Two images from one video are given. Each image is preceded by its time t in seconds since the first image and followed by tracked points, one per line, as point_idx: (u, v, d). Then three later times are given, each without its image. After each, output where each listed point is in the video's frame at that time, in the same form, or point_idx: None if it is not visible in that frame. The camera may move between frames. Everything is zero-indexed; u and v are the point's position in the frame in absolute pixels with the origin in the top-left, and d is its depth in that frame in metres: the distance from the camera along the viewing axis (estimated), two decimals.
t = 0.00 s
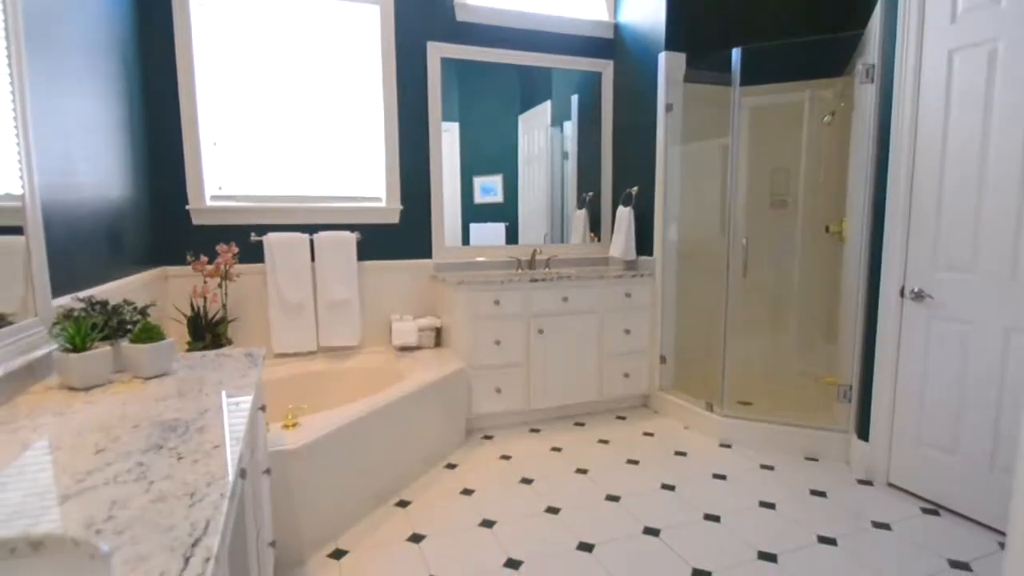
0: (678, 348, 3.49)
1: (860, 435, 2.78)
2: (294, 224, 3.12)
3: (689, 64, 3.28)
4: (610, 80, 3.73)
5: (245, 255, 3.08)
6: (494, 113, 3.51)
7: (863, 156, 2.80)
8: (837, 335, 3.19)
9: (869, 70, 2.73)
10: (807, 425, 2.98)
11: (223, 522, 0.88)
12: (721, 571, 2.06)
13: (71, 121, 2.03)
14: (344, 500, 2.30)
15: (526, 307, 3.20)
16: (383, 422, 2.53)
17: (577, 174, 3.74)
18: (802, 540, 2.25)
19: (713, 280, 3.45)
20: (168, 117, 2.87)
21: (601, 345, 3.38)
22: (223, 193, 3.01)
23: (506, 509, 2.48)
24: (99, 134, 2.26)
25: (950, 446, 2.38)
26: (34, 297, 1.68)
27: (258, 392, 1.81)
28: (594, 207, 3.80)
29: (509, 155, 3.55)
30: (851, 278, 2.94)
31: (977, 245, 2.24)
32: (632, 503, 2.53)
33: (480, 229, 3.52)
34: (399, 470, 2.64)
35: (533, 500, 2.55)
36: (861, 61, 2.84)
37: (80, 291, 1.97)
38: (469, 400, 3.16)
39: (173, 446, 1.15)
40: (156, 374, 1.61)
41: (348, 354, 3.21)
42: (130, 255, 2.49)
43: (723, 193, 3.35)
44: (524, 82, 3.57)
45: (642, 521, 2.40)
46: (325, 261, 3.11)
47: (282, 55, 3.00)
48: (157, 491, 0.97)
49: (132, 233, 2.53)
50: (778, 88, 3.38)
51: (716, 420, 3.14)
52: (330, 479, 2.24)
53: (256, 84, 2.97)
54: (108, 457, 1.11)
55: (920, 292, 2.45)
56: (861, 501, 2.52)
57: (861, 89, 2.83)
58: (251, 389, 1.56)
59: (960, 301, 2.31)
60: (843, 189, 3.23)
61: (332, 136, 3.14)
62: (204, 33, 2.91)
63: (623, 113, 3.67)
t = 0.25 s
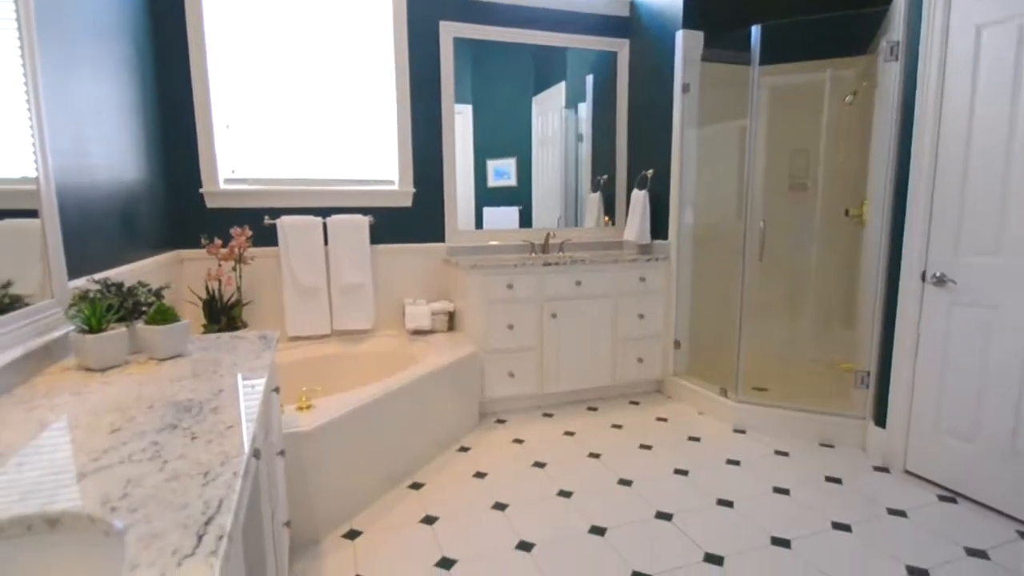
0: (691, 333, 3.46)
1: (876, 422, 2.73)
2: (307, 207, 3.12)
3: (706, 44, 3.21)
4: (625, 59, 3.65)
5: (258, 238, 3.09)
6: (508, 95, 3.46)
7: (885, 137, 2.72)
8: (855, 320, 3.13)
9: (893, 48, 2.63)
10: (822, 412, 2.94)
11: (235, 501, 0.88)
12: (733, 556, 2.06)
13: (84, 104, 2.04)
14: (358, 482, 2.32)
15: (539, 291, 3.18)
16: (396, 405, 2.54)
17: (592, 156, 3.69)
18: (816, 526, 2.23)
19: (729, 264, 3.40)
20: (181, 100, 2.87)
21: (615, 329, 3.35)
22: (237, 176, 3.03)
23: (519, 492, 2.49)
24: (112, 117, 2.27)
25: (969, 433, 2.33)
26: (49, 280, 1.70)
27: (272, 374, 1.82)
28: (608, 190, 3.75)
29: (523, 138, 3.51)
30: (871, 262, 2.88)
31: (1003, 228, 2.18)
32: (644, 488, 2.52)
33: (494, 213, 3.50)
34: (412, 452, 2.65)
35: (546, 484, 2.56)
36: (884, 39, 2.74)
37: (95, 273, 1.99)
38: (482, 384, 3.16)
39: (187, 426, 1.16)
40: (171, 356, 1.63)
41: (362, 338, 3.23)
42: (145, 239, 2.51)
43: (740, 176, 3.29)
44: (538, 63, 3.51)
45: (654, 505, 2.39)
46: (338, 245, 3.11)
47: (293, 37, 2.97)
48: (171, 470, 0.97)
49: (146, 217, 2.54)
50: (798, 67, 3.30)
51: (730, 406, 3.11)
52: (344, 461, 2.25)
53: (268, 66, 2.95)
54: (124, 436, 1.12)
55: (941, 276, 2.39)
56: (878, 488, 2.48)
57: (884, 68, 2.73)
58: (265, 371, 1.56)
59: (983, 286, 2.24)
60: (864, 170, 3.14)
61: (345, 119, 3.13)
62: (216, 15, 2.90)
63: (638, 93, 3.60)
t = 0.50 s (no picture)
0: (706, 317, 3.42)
1: (894, 406, 2.70)
2: (321, 189, 3.12)
3: (726, 20, 3.12)
4: (642, 37, 3.58)
5: (272, 220, 3.11)
6: (522, 75, 3.41)
7: (909, 116, 2.64)
8: (874, 304, 3.07)
9: (917, 24, 2.52)
10: (838, 396, 2.91)
11: (252, 477, 0.89)
12: (745, 539, 2.06)
13: (99, 85, 2.04)
14: (372, 462, 2.35)
15: (552, 274, 3.16)
16: (410, 386, 2.56)
17: (607, 137, 3.63)
18: (829, 510, 2.22)
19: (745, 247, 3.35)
20: (195, 82, 2.87)
21: (629, 313, 3.33)
22: (251, 157, 3.00)
23: (532, 474, 2.51)
24: (127, 98, 2.27)
25: (989, 419, 2.29)
26: (67, 260, 1.73)
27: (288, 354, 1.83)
28: (623, 172, 3.70)
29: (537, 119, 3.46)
30: (891, 246, 2.81)
31: None
32: (657, 470, 2.52)
33: (508, 195, 3.47)
34: (426, 433, 2.67)
35: (558, 465, 2.57)
36: (908, 15, 2.63)
37: (112, 254, 2.01)
38: (495, 366, 3.16)
39: (205, 404, 1.17)
40: (188, 335, 1.65)
41: (376, 320, 3.24)
42: (160, 220, 2.53)
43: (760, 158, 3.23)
44: (553, 42, 3.44)
45: (667, 488, 2.39)
46: (352, 227, 3.11)
47: (306, 16, 2.94)
48: (188, 446, 0.99)
49: (161, 198, 2.56)
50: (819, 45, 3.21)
51: (743, 390, 3.09)
52: (359, 440, 2.28)
53: (281, 47, 2.93)
54: (142, 413, 1.13)
55: (963, 260, 2.32)
56: (894, 473, 2.46)
57: (908, 44, 2.63)
58: (280, 351, 1.57)
59: (1008, 270, 2.19)
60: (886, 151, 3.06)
61: (359, 100, 3.09)
62: None
63: (656, 72, 3.53)
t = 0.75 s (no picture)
0: (723, 300, 3.40)
1: (910, 389, 2.66)
2: (334, 168, 3.12)
3: None
4: (660, 13, 3.50)
5: (286, 201, 3.12)
6: (536, 52, 3.34)
7: (936, 93, 2.57)
8: (894, 287, 3.02)
9: None
10: (855, 379, 2.88)
11: (273, 447, 0.91)
12: (757, 517, 2.06)
13: (110, 64, 2.04)
14: (387, 440, 2.37)
15: (566, 256, 3.14)
16: (425, 366, 2.57)
17: (624, 114, 3.57)
18: (842, 491, 2.21)
19: (764, 229, 3.30)
20: (207, 61, 2.87)
21: (643, 295, 3.31)
22: (263, 137, 3.01)
23: (546, 452, 2.52)
24: (139, 78, 2.28)
25: (1008, 402, 2.26)
26: (84, 239, 1.75)
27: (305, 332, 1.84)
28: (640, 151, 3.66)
29: (553, 99, 3.40)
30: (914, 227, 2.76)
31: None
32: (670, 450, 2.52)
33: (522, 175, 3.44)
34: (440, 412, 2.69)
35: (571, 445, 2.58)
36: None
37: (128, 233, 2.02)
38: (509, 348, 3.17)
39: (225, 378, 1.18)
40: (206, 313, 1.66)
41: (390, 301, 3.26)
42: (175, 200, 2.55)
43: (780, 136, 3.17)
44: (569, 18, 3.38)
45: (679, 468, 2.39)
46: (365, 208, 3.11)
47: None
48: (210, 418, 1.00)
49: (175, 179, 2.57)
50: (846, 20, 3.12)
51: (758, 372, 3.08)
52: (375, 419, 2.30)
53: (294, 24, 2.90)
54: (164, 386, 1.15)
55: (989, 242, 2.28)
56: (910, 455, 2.44)
57: (940, 18, 2.55)
58: (295, 329, 1.58)
59: None
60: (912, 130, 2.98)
61: (372, 80, 3.07)
62: None
63: (675, 49, 3.46)
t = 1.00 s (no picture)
0: (740, 282, 3.37)
1: (931, 373, 2.61)
2: (348, 148, 3.11)
3: None
4: None
5: (301, 180, 3.12)
6: (553, 28, 3.27)
7: (968, 67, 2.48)
8: (918, 269, 2.95)
9: None
10: (874, 362, 2.83)
11: (291, 423, 0.91)
12: (771, 499, 2.06)
13: (124, 42, 2.04)
14: (402, 419, 2.39)
15: (582, 236, 3.11)
16: (439, 346, 2.58)
17: (642, 91, 3.50)
18: (858, 474, 2.19)
19: (784, 210, 3.24)
20: (220, 39, 2.85)
21: (659, 276, 3.28)
22: (277, 116, 3.00)
23: (559, 433, 2.53)
24: (152, 56, 2.27)
25: None
26: (102, 218, 1.76)
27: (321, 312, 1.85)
28: (658, 130, 3.61)
29: (570, 76, 3.33)
30: (940, 207, 2.68)
31: None
32: (684, 432, 2.52)
33: (537, 155, 3.41)
34: (455, 392, 2.71)
35: (586, 426, 2.58)
36: None
37: (144, 212, 2.03)
38: (523, 329, 3.17)
39: (243, 355, 1.19)
40: (223, 292, 1.67)
41: (405, 282, 3.26)
42: (191, 180, 2.56)
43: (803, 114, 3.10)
44: None
45: (693, 449, 2.39)
46: (380, 188, 3.10)
47: None
48: (229, 393, 1.01)
49: (191, 158, 2.58)
50: None
51: (775, 355, 3.05)
52: (390, 398, 2.32)
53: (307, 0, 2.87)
54: (184, 363, 1.16)
55: (1018, 223, 2.21)
56: (929, 439, 2.41)
57: None
58: (311, 308, 1.58)
59: None
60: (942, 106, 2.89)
61: (386, 57, 3.04)
62: None
63: (696, 24, 3.38)
